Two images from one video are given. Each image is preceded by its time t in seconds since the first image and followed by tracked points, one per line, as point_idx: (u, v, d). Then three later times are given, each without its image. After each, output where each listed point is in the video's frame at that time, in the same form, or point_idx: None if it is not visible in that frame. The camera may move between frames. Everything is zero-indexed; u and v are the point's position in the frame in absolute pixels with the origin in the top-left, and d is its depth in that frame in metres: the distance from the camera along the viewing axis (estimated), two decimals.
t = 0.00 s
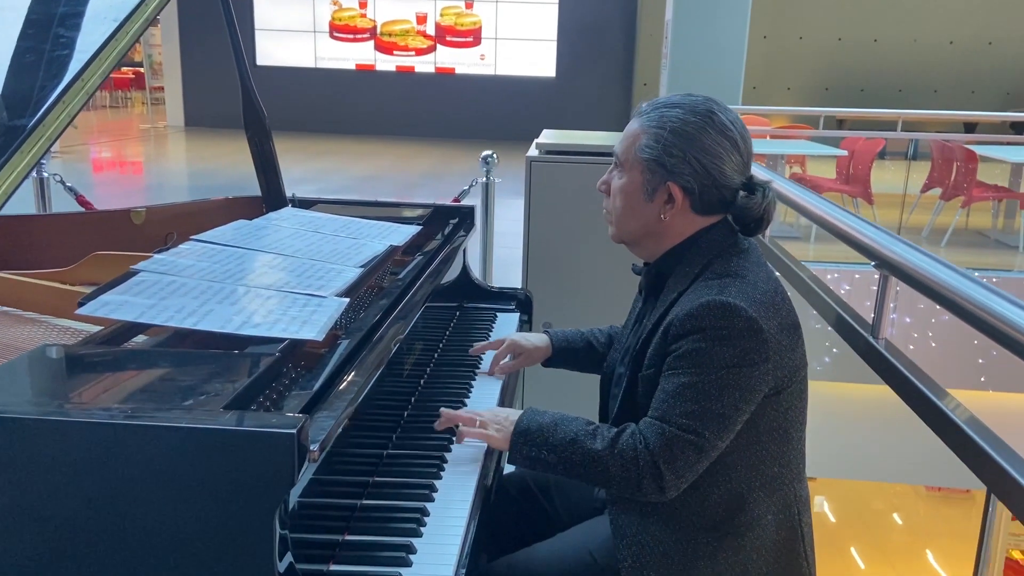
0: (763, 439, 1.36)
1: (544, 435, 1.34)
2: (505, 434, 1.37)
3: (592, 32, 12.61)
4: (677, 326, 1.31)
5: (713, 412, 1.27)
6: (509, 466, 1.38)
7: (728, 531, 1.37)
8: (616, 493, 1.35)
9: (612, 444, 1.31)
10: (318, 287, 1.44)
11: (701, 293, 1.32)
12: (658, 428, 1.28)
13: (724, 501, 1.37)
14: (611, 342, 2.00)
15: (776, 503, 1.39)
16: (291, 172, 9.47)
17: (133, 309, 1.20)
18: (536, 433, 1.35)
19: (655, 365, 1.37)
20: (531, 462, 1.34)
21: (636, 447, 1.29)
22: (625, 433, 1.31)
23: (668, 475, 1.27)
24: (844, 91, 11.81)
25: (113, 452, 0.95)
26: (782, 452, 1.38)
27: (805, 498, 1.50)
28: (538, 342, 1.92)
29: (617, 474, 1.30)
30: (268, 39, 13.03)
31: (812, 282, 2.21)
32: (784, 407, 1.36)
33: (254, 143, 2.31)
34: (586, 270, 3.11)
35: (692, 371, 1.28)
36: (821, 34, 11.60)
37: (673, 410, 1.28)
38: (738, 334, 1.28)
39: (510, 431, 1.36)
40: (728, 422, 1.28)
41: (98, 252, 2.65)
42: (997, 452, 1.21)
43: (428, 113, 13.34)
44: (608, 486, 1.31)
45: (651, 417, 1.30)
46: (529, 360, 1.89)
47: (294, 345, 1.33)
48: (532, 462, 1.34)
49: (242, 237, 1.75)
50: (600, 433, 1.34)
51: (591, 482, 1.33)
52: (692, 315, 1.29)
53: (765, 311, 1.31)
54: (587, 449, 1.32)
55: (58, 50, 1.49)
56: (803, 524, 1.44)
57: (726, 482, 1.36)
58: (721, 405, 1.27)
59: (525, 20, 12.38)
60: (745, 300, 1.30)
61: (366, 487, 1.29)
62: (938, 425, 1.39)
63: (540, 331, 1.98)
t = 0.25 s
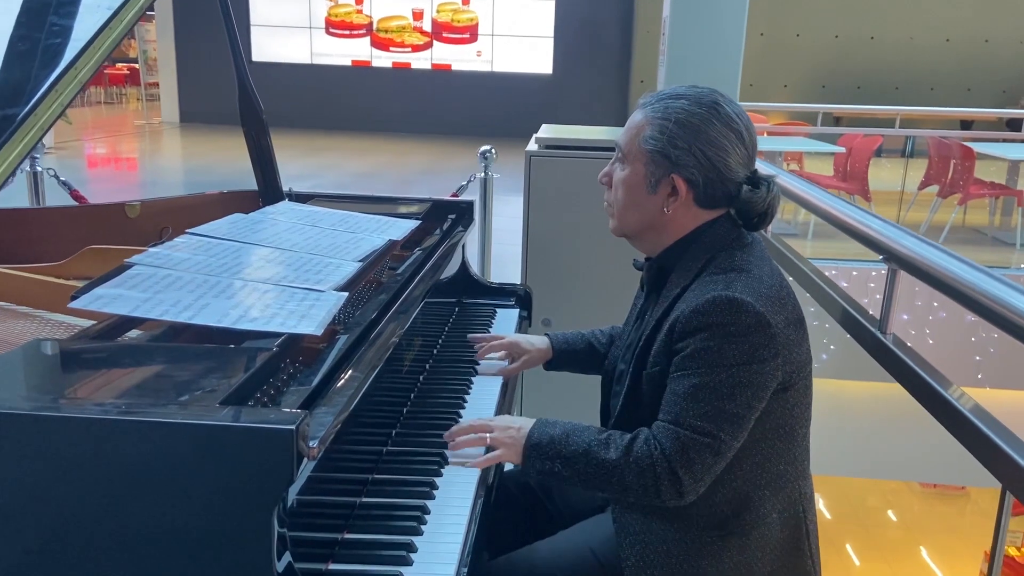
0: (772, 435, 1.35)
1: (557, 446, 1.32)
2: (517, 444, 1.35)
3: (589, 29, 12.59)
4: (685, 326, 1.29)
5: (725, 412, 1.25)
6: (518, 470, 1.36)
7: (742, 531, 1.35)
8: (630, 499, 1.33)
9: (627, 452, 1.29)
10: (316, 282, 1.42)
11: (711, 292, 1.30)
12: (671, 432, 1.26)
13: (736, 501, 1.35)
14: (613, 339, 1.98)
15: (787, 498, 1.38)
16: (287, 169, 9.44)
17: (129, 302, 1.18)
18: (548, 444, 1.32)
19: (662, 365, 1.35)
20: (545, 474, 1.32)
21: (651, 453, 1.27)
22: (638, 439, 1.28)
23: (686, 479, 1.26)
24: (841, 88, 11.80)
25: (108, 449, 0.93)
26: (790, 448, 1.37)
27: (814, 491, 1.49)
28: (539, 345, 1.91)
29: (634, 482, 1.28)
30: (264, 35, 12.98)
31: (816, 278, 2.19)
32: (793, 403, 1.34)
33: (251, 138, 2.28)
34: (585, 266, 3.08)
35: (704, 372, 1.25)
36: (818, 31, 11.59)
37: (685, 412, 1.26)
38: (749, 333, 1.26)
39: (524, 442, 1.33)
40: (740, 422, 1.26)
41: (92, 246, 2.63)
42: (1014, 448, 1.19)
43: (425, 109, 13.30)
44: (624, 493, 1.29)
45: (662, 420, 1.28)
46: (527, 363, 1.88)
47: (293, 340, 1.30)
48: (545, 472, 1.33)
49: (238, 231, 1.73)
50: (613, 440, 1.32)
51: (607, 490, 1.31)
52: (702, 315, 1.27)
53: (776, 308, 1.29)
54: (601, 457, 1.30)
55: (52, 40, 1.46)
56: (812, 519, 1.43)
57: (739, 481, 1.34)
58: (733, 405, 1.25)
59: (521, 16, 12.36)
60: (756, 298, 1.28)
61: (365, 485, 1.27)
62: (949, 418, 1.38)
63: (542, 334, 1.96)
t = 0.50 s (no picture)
0: (774, 436, 1.32)
1: (549, 435, 1.30)
2: (508, 435, 1.32)
3: (587, 26, 12.56)
4: (683, 321, 1.27)
5: (722, 410, 1.23)
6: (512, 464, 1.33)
7: (738, 532, 1.33)
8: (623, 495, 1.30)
9: (621, 445, 1.27)
10: (313, 279, 1.39)
11: (709, 287, 1.28)
12: (666, 427, 1.24)
13: (734, 501, 1.32)
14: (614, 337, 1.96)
15: (787, 501, 1.35)
16: (285, 166, 9.42)
17: (122, 299, 1.15)
18: (541, 433, 1.31)
19: (661, 361, 1.33)
20: (536, 464, 1.30)
21: (644, 448, 1.24)
22: (632, 433, 1.26)
23: (677, 475, 1.23)
24: (839, 87, 11.79)
25: (102, 450, 0.91)
26: (793, 450, 1.34)
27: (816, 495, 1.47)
28: (541, 336, 1.91)
29: (625, 476, 1.26)
30: (260, 32, 12.92)
31: (819, 276, 2.18)
32: (795, 404, 1.32)
33: (247, 133, 2.25)
34: (585, 263, 3.06)
35: (701, 368, 1.23)
36: (816, 29, 11.58)
37: (681, 408, 1.23)
38: (748, 330, 1.23)
39: (514, 431, 1.32)
40: (738, 420, 1.23)
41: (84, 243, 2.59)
42: None
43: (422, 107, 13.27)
44: (615, 488, 1.27)
45: (658, 415, 1.26)
46: (531, 353, 1.88)
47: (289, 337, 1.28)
48: (536, 464, 1.31)
49: (235, 227, 1.70)
50: (608, 433, 1.30)
51: (598, 484, 1.29)
52: (700, 310, 1.25)
53: (776, 306, 1.27)
54: (593, 450, 1.28)
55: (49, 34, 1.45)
56: (814, 523, 1.40)
57: (738, 481, 1.32)
58: (731, 404, 1.23)
59: (519, 14, 12.32)
60: (755, 294, 1.26)
61: (362, 486, 1.24)
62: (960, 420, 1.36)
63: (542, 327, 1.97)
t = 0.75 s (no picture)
0: (778, 438, 1.30)
1: (550, 437, 1.28)
2: (510, 436, 1.30)
3: (586, 26, 12.54)
4: (687, 322, 1.25)
5: (727, 412, 1.21)
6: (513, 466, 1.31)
7: (741, 535, 1.31)
8: (624, 498, 1.28)
9: (623, 447, 1.25)
10: (310, 278, 1.37)
11: (714, 287, 1.25)
12: (669, 429, 1.22)
13: (737, 505, 1.30)
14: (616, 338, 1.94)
15: (791, 503, 1.33)
16: (283, 165, 9.39)
17: (116, 299, 1.13)
18: (542, 435, 1.28)
19: (664, 362, 1.31)
20: (537, 467, 1.28)
21: (646, 450, 1.22)
22: (635, 435, 1.24)
23: (681, 478, 1.21)
24: (839, 86, 11.77)
25: (94, 454, 0.88)
26: (796, 452, 1.33)
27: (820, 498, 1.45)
28: (544, 340, 1.87)
29: (627, 478, 1.24)
30: (260, 30, 12.89)
31: (824, 277, 2.16)
32: (799, 406, 1.30)
33: (245, 131, 2.22)
34: (586, 263, 3.04)
35: (705, 369, 1.21)
36: (816, 29, 11.56)
37: (685, 410, 1.21)
38: (753, 331, 1.21)
39: (514, 435, 1.29)
40: (742, 422, 1.21)
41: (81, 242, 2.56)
42: None
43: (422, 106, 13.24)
44: (618, 491, 1.25)
45: (661, 417, 1.24)
46: (531, 359, 1.84)
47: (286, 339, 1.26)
48: (536, 467, 1.28)
49: (232, 226, 1.68)
50: (610, 435, 1.28)
51: (600, 487, 1.26)
52: (704, 310, 1.23)
53: (782, 306, 1.25)
54: (596, 452, 1.26)
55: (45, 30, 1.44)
56: (818, 526, 1.39)
57: (741, 484, 1.30)
58: (735, 405, 1.21)
59: (518, 13, 12.29)
60: (759, 294, 1.24)
61: (361, 489, 1.22)
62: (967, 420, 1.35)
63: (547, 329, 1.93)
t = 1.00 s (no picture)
0: (783, 441, 1.29)
1: (553, 440, 1.27)
2: (511, 438, 1.29)
3: (588, 26, 12.54)
4: (693, 324, 1.23)
5: (733, 414, 1.19)
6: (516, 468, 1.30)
7: (744, 539, 1.29)
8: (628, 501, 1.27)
9: (627, 450, 1.23)
10: (312, 279, 1.36)
11: (719, 288, 1.24)
12: (674, 431, 1.20)
13: (740, 507, 1.29)
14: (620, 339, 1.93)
15: (797, 508, 1.31)
16: (285, 165, 9.39)
17: (115, 299, 1.12)
18: (544, 437, 1.27)
19: (668, 364, 1.29)
20: (540, 468, 1.27)
21: (650, 452, 1.21)
22: (640, 436, 1.23)
23: (686, 480, 1.20)
24: (841, 86, 11.76)
25: (92, 456, 0.87)
26: (802, 455, 1.31)
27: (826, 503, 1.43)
28: (547, 343, 1.86)
29: (631, 481, 1.22)
30: (262, 31, 12.88)
31: (832, 279, 2.14)
32: (805, 407, 1.29)
33: (246, 130, 2.21)
34: (589, 264, 3.03)
35: (710, 370, 1.20)
36: (818, 30, 11.55)
37: (689, 413, 1.20)
38: (761, 332, 1.20)
39: (517, 437, 1.28)
40: (748, 425, 1.20)
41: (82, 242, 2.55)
42: None
43: (423, 107, 13.24)
44: (621, 494, 1.24)
45: (665, 419, 1.22)
46: (535, 361, 1.84)
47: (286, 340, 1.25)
48: (539, 469, 1.27)
49: (233, 226, 1.67)
50: (614, 437, 1.26)
51: (604, 490, 1.25)
52: (709, 311, 1.22)
53: (788, 306, 1.23)
54: (600, 454, 1.24)
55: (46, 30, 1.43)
56: (822, 530, 1.37)
57: (746, 487, 1.28)
58: (741, 407, 1.19)
59: (520, 14, 12.29)
60: (765, 294, 1.22)
61: (363, 493, 1.20)
62: (977, 423, 1.33)
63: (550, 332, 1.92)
